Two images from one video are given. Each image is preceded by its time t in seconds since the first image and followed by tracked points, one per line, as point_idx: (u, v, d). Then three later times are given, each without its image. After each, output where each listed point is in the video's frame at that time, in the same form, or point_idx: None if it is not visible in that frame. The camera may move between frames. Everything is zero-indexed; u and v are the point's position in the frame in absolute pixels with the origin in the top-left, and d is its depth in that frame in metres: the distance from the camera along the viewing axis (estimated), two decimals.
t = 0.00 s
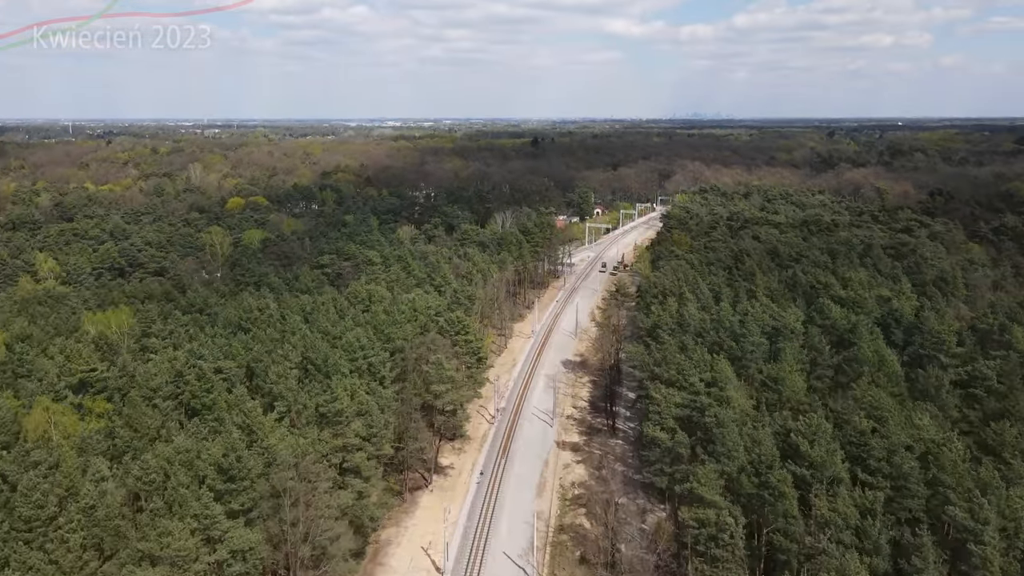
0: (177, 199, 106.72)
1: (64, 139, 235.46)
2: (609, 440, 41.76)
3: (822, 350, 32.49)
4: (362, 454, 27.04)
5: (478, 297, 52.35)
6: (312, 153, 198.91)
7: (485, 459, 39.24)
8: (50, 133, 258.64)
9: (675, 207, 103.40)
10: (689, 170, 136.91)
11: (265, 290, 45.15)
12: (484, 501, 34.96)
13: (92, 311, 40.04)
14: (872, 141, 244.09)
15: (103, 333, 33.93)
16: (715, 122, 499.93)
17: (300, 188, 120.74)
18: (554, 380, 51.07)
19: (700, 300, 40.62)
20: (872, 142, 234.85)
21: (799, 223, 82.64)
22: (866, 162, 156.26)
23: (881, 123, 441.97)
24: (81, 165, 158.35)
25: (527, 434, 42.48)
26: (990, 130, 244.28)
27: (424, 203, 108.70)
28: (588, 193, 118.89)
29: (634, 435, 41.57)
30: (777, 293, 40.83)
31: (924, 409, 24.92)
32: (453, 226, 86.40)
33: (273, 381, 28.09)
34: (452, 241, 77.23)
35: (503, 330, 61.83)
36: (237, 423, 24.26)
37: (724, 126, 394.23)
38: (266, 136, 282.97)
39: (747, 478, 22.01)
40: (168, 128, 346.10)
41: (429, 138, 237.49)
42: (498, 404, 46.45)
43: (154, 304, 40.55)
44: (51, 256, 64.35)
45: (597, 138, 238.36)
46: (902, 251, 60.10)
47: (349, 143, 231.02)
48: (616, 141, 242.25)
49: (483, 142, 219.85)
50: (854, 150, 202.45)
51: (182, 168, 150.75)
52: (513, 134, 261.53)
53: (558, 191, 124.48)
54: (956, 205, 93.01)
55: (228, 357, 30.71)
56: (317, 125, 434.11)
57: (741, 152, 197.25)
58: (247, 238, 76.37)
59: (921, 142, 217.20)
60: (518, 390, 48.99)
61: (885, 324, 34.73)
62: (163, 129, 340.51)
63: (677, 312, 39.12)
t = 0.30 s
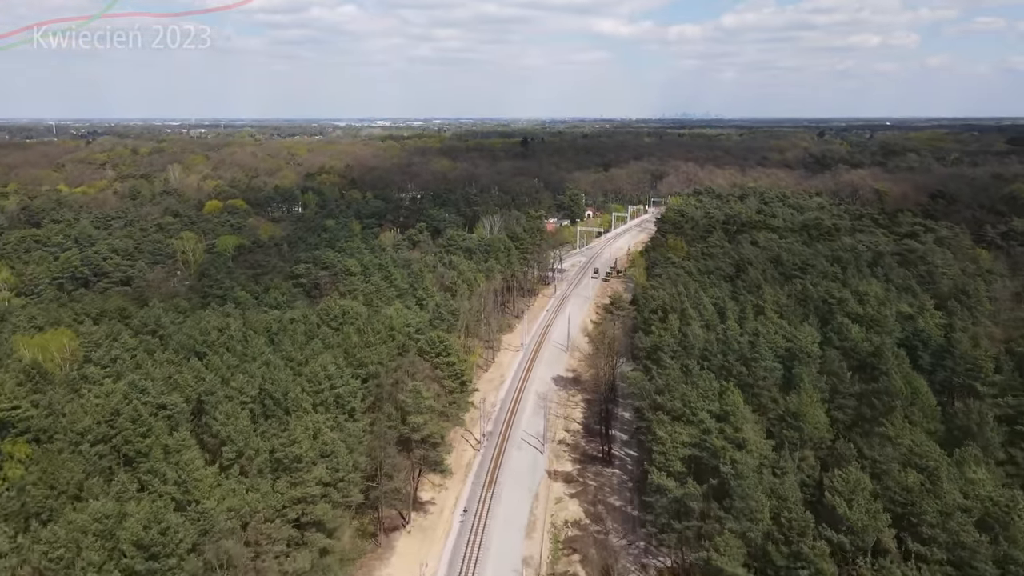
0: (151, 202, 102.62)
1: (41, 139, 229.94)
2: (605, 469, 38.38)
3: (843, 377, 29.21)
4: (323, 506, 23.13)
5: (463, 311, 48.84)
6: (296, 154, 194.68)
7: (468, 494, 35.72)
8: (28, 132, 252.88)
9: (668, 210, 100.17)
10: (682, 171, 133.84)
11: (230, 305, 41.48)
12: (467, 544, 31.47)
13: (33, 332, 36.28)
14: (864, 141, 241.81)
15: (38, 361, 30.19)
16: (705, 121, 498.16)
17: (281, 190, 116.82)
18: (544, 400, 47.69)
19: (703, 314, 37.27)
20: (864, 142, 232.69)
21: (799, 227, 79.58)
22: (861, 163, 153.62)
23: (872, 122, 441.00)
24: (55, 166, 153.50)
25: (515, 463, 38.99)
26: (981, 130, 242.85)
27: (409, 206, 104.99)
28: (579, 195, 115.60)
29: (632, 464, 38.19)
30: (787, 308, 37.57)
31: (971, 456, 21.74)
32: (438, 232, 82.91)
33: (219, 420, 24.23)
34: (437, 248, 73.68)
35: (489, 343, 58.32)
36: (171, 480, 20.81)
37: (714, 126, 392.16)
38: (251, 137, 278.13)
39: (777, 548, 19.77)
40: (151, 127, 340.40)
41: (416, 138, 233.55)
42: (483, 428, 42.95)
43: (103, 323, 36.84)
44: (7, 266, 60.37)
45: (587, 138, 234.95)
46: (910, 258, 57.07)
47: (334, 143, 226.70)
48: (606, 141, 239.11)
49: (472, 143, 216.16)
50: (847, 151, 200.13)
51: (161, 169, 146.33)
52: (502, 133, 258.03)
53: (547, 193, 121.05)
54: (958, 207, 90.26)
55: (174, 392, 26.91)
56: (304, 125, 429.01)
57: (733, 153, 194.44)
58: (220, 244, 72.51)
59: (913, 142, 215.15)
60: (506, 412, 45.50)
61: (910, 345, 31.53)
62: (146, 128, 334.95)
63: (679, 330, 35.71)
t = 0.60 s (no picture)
0: (126, 205, 98.70)
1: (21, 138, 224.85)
2: (602, 503, 35.09)
3: (873, 410, 25.98)
4: (276, 574, 20.04)
5: (448, 326, 45.44)
6: (281, 154, 190.59)
7: (452, 534, 32.18)
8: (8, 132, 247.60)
9: (662, 213, 97.09)
10: (675, 173, 130.95)
11: (192, 323, 37.90)
12: None
13: None
14: (856, 140, 239.91)
15: None
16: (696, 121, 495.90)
17: (263, 192, 113.05)
18: (536, 422, 44.30)
19: (711, 334, 33.94)
20: (858, 142, 230.36)
21: (800, 231, 76.56)
22: (856, 163, 151.21)
23: (863, 122, 440.01)
24: (31, 167, 148.98)
25: (503, 496, 35.51)
26: (974, 130, 240.97)
27: (395, 209, 101.44)
28: (570, 197, 112.44)
29: (632, 499, 34.91)
30: (802, 327, 34.33)
31: None
32: (424, 238, 79.54)
33: (150, 476, 20.45)
34: (423, 255, 70.14)
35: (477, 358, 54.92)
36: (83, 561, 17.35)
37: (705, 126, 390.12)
38: (237, 136, 273.81)
39: None
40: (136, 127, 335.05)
41: (405, 138, 229.85)
42: (470, 455, 39.46)
43: (45, 347, 33.24)
44: None
45: (578, 138, 231.80)
46: (922, 266, 54.05)
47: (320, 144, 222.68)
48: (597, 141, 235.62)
49: (461, 143, 212.68)
50: (841, 151, 197.80)
51: (139, 171, 141.86)
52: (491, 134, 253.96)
53: (538, 195, 117.77)
54: (962, 210, 87.50)
55: (106, 436, 23.34)
56: (291, 125, 424.09)
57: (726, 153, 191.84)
58: (193, 250, 68.84)
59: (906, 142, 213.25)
60: (494, 436, 42.05)
61: (945, 371, 28.38)
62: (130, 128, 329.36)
63: (685, 351, 32.35)
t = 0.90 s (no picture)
0: (99, 209, 94.59)
1: None
2: (604, 546, 31.61)
3: (919, 453, 22.52)
4: None
5: (432, 345, 41.87)
6: (266, 155, 186.38)
7: None
8: None
9: (658, 217, 93.85)
10: (669, 175, 127.79)
11: (146, 346, 34.22)
12: None
13: None
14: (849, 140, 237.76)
15: None
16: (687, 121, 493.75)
17: (244, 195, 109.08)
18: (528, 448, 40.80)
19: (723, 357, 30.57)
20: (851, 142, 227.98)
21: (802, 237, 73.37)
22: (853, 164, 148.45)
23: (854, 121, 438.82)
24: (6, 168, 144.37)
25: (493, 536, 31.96)
26: (968, 130, 239.06)
27: (381, 212, 97.73)
28: (562, 199, 109.04)
29: (636, 541, 31.56)
30: (823, 351, 30.98)
31: None
32: (410, 244, 75.93)
33: (54, 558, 17.39)
34: (408, 264, 66.55)
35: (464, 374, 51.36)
36: None
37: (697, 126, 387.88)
38: (222, 137, 268.84)
39: None
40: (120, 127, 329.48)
41: (394, 138, 225.95)
42: (456, 489, 35.92)
43: None
44: None
45: (570, 138, 228.46)
46: (939, 275, 50.83)
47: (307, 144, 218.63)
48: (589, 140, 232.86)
49: (451, 142, 209.72)
50: (835, 151, 195.28)
51: (118, 172, 137.45)
52: (482, 133, 250.90)
53: (529, 198, 114.29)
54: (967, 214, 84.60)
55: (17, 499, 19.97)
56: (279, 124, 418.90)
57: (720, 153, 188.93)
58: (163, 257, 64.93)
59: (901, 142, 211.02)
60: (483, 466, 38.55)
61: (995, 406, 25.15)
62: (114, 128, 323.75)
63: (696, 378, 28.79)
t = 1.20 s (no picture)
0: (72, 213, 90.58)
1: None
2: None
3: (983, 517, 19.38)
4: None
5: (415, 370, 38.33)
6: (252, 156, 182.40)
7: None
8: None
9: (654, 220, 90.66)
10: (664, 176, 124.69)
11: (92, 373, 30.57)
12: None
13: None
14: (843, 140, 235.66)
15: None
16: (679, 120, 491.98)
17: (225, 197, 105.24)
18: (521, 480, 37.30)
19: (741, 387, 27.16)
20: (845, 142, 225.73)
21: (806, 242, 70.09)
22: (851, 164, 145.74)
23: (846, 122, 437.80)
24: None
25: None
26: (962, 130, 237.28)
27: (367, 215, 94.11)
28: (555, 202, 105.72)
29: None
30: (853, 381, 27.70)
31: None
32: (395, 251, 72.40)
33: None
34: (393, 274, 62.86)
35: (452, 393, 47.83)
36: None
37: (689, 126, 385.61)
38: (209, 137, 264.28)
39: None
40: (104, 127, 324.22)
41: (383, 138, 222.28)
42: (441, 529, 32.41)
43: None
44: None
45: (562, 138, 225.14)
46: (957, 283, 47.68)
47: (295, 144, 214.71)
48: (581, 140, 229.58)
49: (441, 142, 206.28)
50: (831, 151, 192.74)
51: (97, 173, 133.36)
52: (473, 133, 247.36)
53: (521, 200, 110.87)
54: (974, 217, 81.59)
55: None
56: (268, 124, 414.13)
57: (714, 153, 186.22)
58: (132, 266, 61.13)
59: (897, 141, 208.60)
60: (471, 501, 35.07)
61: None
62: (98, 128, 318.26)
63: (712, 413, 25.28)
